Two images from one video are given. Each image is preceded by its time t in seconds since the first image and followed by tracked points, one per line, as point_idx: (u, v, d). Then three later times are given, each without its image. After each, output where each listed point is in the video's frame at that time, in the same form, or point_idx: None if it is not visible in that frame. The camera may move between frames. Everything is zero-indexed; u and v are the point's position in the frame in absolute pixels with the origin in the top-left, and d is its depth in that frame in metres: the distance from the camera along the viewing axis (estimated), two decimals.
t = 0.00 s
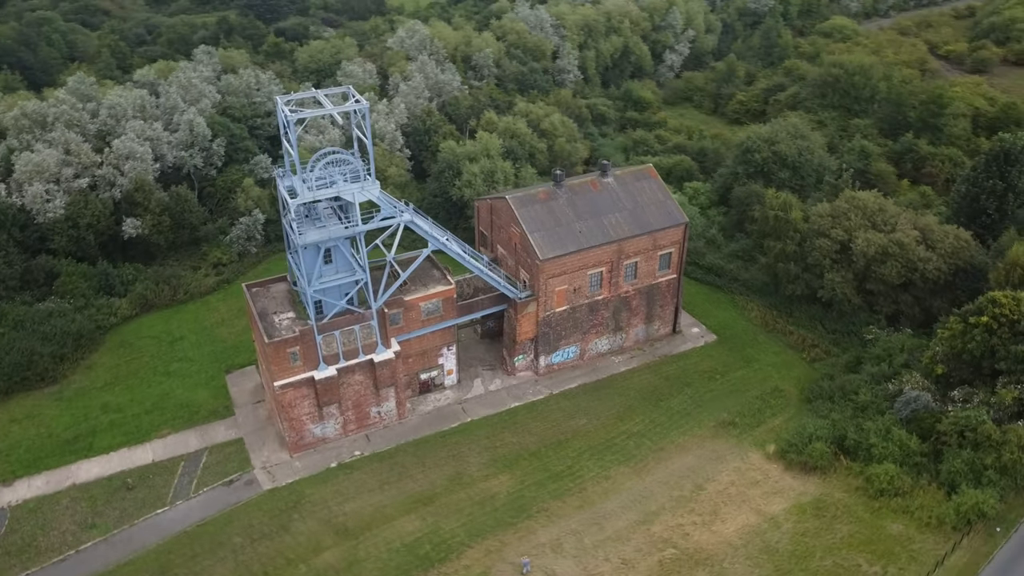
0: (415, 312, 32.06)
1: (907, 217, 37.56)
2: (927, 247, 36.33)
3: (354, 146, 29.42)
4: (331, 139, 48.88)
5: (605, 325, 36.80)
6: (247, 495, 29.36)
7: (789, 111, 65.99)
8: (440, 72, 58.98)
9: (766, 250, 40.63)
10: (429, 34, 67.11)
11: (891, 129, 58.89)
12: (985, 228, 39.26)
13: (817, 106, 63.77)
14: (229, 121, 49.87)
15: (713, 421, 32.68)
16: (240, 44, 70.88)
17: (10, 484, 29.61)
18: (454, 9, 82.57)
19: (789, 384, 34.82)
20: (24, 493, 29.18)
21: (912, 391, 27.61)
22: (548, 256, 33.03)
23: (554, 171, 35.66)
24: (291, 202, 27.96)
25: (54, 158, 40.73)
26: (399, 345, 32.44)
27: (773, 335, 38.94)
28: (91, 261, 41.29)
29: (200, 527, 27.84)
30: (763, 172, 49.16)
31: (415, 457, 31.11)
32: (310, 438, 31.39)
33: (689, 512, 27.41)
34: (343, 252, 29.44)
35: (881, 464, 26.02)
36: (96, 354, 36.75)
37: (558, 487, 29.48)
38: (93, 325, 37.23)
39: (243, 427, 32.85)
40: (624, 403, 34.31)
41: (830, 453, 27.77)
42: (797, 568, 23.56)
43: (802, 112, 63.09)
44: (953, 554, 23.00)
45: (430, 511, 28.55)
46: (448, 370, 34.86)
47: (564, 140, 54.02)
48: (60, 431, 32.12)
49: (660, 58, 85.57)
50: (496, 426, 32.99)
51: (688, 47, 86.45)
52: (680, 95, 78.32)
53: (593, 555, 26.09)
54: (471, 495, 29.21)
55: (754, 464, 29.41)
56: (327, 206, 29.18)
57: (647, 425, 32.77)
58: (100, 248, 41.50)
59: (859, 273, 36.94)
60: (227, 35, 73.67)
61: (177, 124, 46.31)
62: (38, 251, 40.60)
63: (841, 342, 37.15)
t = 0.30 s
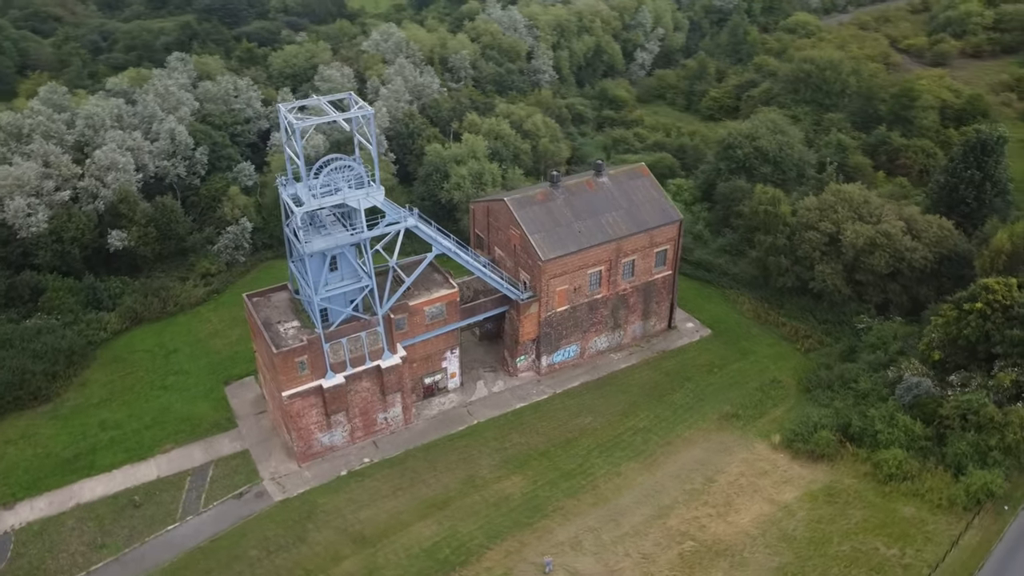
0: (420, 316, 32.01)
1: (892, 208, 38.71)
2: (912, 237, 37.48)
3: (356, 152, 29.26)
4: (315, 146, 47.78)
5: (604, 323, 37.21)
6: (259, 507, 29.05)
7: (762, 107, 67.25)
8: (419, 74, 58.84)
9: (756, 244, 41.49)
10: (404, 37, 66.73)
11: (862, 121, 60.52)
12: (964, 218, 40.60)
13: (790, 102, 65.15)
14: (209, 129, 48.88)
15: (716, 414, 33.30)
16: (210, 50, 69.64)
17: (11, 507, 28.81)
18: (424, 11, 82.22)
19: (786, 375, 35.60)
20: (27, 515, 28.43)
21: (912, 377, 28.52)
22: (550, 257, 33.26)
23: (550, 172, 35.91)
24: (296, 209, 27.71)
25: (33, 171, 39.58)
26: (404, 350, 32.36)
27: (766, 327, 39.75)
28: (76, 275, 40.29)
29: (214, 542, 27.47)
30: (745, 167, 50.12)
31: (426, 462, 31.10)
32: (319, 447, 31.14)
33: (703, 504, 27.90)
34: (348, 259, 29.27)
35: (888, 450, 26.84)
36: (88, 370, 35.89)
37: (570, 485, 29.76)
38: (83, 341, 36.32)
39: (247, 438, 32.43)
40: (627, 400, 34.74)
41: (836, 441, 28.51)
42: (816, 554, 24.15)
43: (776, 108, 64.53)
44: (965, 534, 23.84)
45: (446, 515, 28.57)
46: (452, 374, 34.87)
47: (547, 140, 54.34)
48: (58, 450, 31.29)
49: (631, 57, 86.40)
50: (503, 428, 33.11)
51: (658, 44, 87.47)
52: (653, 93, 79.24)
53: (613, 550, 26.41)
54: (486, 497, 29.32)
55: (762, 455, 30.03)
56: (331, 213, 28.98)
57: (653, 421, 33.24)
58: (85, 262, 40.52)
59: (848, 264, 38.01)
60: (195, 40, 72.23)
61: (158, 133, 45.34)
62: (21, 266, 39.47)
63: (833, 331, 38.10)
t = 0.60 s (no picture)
0: (424, 320, 31.93)
1: (875, 198, 39.83)
2: (897, 226, 38.61)
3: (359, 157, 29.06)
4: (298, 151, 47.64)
5: (602, 321, 37.58)
6: (270, 518, 28.70)
7: (736, 103, 68.31)
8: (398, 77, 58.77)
9: (744, 238, 42.34)
10: (379, 40, 66.30)
11: (834, 115, 62.10)
12: (943, 206, 41.95)
13: (762, 98, 66.51)
14: (189, 136, 47.95)
15: (718, 406, 33.89)
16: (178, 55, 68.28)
17: (13, 530, 28.02)
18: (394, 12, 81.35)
19: (782, 365, 36.34)
20: (31, 538, 27.68)
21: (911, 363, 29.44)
22: (551, 257, 33.47)
23: (545, 172, 36.09)
24: (302, 216, 27.54)
25: (12, 184, 38.43)
26: (408, 354, 32.24)
27: (758, 319, 40.55)
28: (61, 289, 39.22)
29: (229, 556, 27.09)
30: (726, 163, 51.03)
31: (436, 465, 31.07)
32: (327, 455, 30.87)
33: (716, 495, 28.41)
34: (353, 264, 29.08)
35: (893, 434, 27.63)
36: (81, 387, 34.94)
37: (582, 482, 30.01)
38: (74, 357, 35.38)
39: (252, 449, 32.00)
40: (630, 396, 35.12)
41: (840, 427, 29.26)
42: (832, 538, 24.75)
43: (749, 104, 65.84)
44: (974, 512, 24.67)
45: (461, 517, 28.56)
46: (454, 376, 34.83)
47: (530, 140, 54.56)
48: (57, 470, 30.48)
49: (601, 56, 87.03)
50: (510, 428, 33.23)
51: (628, 43, 88.39)
52: (626, 91, 80.04)
53: (632, 544, 26.72)
54: (499, 498, 29.39)
55: (767, 444, 30.67)
56: (336, 219, 28.76)
57: (657, 415, 33.69)
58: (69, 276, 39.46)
59: (836, 255, 39.05)
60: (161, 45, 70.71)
61: (137, 142, 44.34)
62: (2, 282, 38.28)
63: (823, 321, 39.04)
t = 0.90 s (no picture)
0: (427, 323, 31.82)
1: (858, 190, 40.92)
2: (880, 216, 39.74)
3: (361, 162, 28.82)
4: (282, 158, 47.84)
5: (599, 318, 37.91)
6: (283, 529, 28.36)
7: (708, 100, 69.36)
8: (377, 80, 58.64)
9: (732, 232, 43.14)
10: (352, 44, 65.69)
11: (805, 109, 63.57)
12: (921, 195, 43.32)
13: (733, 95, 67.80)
14: (168, 144, 46.89)
15: (719, 397, 34.48)
16: (145, 61, 66.75)
17: (16, 554, 27.22)
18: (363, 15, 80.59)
19: (777, 355, 37.10)
20: (36, 561, 26.92)
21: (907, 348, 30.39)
22: (551, 256, 33.69)
23: (540, 172, 36.31)
24: (307, 222, 27.18)
25: None
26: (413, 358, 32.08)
27: (749, 311, 41.32)
28: (44, 304, 38.09)
29: (244, 569, 26.71)
30: (707, 158, 51.87)
31: (446, 468, 31.02)
32: (335, 463, 30.58)
33: (726, 485, 28.90)
34: (358, 270, 28.84)
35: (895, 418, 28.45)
36: (73, 404, 34.00)
37: (594, 478, 30.27)
38: (65, 374, 34.39)
39: (256, 460, 31.53)
40: (631, 391, 35.50)
41: (842, 413, 30.01)
42: (845, 522, 25.37)
43: (721, 100, 67.06)
44: (978, 489, 25.56)
45: (476, 519, 28.56)
46: (457, 378, 34.76)
47: (512, 141, 54.66)
48: (56, 490, 29.65)
49: (571, 56, 87.57)
50: (516, 427, 33.33)
51: (597, 42, 89.10)
52: (598, 91, 80.66)
53: (649, 537, 27.04)
54: (512, 497, 29.47)
55: (771, 433, 31.28)
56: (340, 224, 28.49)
57: (660, 409, 34.11)
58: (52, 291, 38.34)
59: (823, 246, 40.04)
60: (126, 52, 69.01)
61: (116, 151, 43.26)
62: None
63: (813, 311, 39.97)
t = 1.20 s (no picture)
0: (431, 325, 31.77)
1: (841, 181, 42.00)
2: (864, 206, 40.86)
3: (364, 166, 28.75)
4: (265, 163, 46.40)
5: (596, 314, 38.25)
6: (297, 538, 28.07)
7: (682, 96, 70.26)
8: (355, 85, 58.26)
9: (721, 226, 43.94)
10: (326, 46, 65.04)
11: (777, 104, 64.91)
12: (899, 184, 44.80)
13: (706, 91, 68.90)
14: (147, 152, 45.87)
15: (719, 388, 35.12)
16: (112, 68, 65.17)
17: None
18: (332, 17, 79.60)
19: (772, 345, 37.85)
20: None
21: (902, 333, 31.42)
22: (550, 254, 33.90)
23: (534, 171, 36.49)
24: (314, 227, 27.03)
25: None
26: (418, 361, 31.99)
27: (740, 303, 42.09)
28: (29, 320, 37.00)
29: None
30: (688, 154, 52.65)
31: (456, 469, 31.01)
32: (344, 469, 30.35)
33: (735, 474, 29.45)
34: (364, 274, 28.71)
35: (896, 401, 29.34)
36: (67, 421, 33.14)
37: (604, 473, 30.58)
38: (57, 390, 33.45)
39: (263, 469, 31.13)
40: (633, 386, 35.88)
41: (843, 399, 30.80)
42: (856, 504, 26.02)
43: (696, 97, 68.10)
44: (980, 467, 26.47)
45: (491, 518, 28.61)
46: (460, 380, 34.73)
47: (495, 141, 54.73)
48: (59, 509, 28.90)
49: (542, 55, 87.91)
50: (522, 426, 33.45)
51: (567, 41, 89.61)
52: (571, 89, 81.10)
53: (665, 528, 27.42)
54: (526, 496, 29.59)
55: (774, 421, 31.93)
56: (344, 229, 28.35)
57: (662, 402, 34.57)
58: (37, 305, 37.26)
59: (810, 236, 41.09)
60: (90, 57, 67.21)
61: (96, 160, 42.19)
62: None
63: (803, 301, 40.91)
